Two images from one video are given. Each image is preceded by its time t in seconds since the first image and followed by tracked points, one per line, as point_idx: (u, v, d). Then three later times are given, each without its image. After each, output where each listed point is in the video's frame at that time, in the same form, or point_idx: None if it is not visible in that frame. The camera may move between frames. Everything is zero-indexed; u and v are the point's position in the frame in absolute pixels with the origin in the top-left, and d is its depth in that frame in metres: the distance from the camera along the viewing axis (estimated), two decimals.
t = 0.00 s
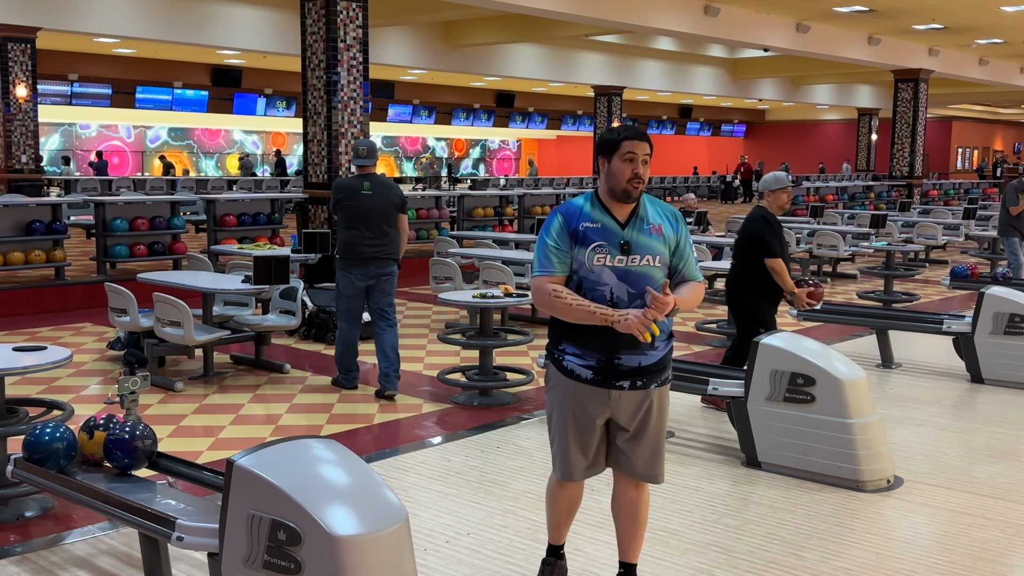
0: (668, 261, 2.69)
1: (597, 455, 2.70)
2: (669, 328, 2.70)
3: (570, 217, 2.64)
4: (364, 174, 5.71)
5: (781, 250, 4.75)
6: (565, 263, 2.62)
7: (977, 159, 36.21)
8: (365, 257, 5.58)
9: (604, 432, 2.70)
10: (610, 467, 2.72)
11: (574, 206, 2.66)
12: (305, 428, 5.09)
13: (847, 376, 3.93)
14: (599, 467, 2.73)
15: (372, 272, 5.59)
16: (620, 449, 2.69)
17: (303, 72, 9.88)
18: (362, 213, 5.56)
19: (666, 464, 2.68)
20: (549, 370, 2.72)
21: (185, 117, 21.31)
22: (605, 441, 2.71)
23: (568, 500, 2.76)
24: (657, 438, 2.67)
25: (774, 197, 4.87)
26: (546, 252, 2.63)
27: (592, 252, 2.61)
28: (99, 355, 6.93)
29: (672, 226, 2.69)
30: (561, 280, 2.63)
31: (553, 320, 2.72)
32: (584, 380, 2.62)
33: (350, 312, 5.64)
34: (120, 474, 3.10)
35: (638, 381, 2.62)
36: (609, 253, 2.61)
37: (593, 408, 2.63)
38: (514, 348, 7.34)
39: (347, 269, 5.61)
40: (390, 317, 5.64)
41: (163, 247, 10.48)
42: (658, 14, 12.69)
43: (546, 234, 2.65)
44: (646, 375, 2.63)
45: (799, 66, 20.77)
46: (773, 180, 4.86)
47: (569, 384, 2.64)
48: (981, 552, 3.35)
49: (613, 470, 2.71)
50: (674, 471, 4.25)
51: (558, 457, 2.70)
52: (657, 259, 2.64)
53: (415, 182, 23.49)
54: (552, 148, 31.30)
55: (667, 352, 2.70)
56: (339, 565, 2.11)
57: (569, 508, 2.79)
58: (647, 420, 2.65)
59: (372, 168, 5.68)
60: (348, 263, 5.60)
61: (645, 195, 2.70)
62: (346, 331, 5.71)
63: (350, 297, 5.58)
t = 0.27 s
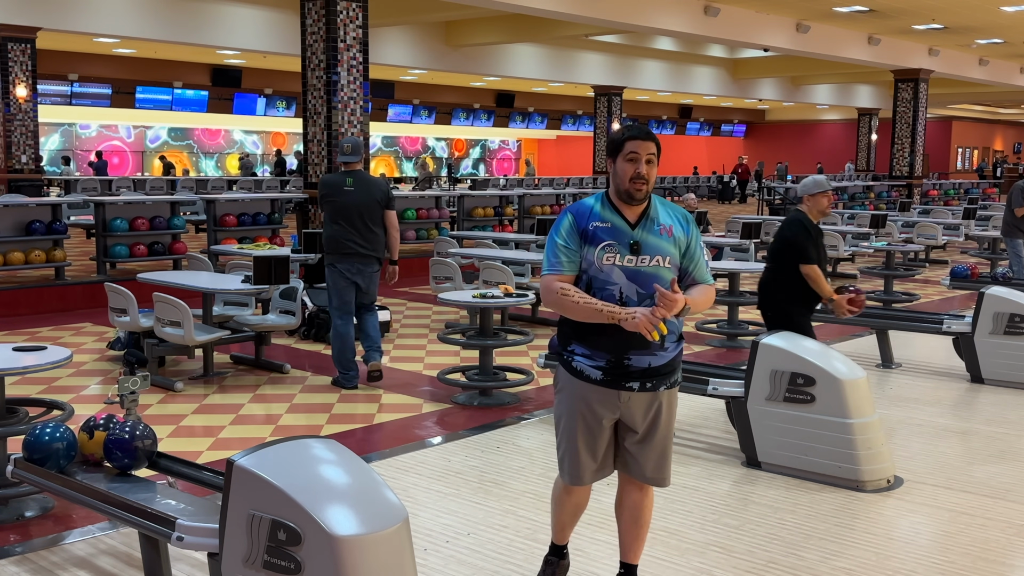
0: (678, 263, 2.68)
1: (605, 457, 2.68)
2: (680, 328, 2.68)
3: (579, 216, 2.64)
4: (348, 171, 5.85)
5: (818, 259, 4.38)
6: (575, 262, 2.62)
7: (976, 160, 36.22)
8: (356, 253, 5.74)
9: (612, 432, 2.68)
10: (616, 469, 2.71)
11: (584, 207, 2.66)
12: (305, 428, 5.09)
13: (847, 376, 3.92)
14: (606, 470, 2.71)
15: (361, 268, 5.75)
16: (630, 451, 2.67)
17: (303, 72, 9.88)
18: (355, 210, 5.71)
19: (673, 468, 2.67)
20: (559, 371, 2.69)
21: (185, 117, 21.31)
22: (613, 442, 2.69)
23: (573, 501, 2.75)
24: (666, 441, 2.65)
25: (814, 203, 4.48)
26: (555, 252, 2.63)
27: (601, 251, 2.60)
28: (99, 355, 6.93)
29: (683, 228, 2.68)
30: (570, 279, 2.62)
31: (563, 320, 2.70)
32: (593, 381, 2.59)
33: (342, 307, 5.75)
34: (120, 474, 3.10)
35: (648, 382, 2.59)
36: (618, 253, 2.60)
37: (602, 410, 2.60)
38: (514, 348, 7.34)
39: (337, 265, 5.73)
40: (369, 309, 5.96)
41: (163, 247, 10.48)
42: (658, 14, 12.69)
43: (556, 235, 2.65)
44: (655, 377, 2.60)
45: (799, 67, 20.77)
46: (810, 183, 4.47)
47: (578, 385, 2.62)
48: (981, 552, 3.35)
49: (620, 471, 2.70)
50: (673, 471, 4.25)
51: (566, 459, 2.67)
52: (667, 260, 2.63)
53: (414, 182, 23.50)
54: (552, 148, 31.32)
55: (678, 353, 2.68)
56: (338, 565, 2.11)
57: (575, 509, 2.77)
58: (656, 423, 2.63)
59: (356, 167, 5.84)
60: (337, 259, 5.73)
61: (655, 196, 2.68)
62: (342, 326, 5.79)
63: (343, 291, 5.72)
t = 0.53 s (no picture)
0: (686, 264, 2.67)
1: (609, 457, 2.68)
2: (687, 330, 2.67)
3: (587, 214, 2.64)
4: (339, 171, 5.88)
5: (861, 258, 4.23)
6: (583, 259, 2.62)
7: (976, 160, 36.22)
8: (349, 251, 5.81)
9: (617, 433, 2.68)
10: (620, 470, 2.70)
11: (593, 205, 2.66)
12: (305, 428, 5.09)
13: (847, 375, 3.92)
14: (611, 471, 2.71)
15: (355, 266, 5.82)
16: (633, 452, 2.66)
17: (303, 72, 9.87)
18: (348, 209, 5.76)
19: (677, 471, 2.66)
20: (564, 371, 2.69)
21: (185, 117, 21.31)
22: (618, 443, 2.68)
23: (578, 502, 2.75)
24: (670, 443, 2.64)
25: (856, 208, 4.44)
26: (563, 248, 2.64)
27: (608, 248, 2.60)
28: (99, 355, 6.93)
29: (691, 229, 2.68)
30: (577, 276, 2.62)
31: (569, 319, 2.69)
32: (598, 381, 2.59)
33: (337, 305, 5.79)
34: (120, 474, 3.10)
35: (653, 384, 2.58)
36: (625, 251, 2.59)
37: (606, 411, 2.60)
38: (514, 348, 7.34)
39: (330, 263, 5.80)
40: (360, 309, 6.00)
41: (163, 247, 10.48)
42: (658, 14, 12.69)
43: (564, 232, 2.65)
44: (660, 378, 2.59)
45: (799, 66, 20.77)
46: (853, 189, 4.42)
47: (582, 385, 2.62)
48: (981, 552, 3.35)
49: (624, 472, 2.69)
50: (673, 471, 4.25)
51: (570, 459, 2.67)
52: (674, 260, 2.62)
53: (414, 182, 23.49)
54: (552, 148, 31.33)
55: (684, 355, 2.66)
56: (338, 565, 2.11)
57: (579, 510, 2.77)
58: (661, 425, 2.62)
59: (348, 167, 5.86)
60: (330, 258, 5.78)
61: (665, 197, 2.68)
62: (341, 324, 5.80)
63: (339, 290, 5.76)
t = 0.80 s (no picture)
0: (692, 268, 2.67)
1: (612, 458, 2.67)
2: (689, 333, 2.66)
3: (593, 215, 2.64)
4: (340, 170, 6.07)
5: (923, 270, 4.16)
6: (587, 261, 2.62)
7: (976, 160, 36.21)
8: (347, 249, 5.97)
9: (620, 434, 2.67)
10: (623, 471, 2.70)
11: (599, 206, 2.66)
12: (305, 428, 5.09)
13: (848, 376, 3.92)
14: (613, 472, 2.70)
15: (354, 263, 5.98)
16: (636, 453, 2.66)
17: (303, 72, 9.87)
18: (347, 208, 5.92)
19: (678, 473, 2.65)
20: (567, 372, 2.69)
21: (185, 117, 21.31)
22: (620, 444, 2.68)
23: (579, 503, 2.74)
24: (672, 445, 2.64)
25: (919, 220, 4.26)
26: (568, 249, 2.63)
27: (613, 250, 2.60)
28: (99, 355, 6.92)
29: (698, 233, 2.67)
30: (581, 277, 2.62)
31: (572, 320, 2.69)
32: (601, 381, 2.58)
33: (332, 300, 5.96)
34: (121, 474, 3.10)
35: (656, 386, 2.58)
36: (630, 253, 2.59)
37: (609, 412, 2.59)
38: (514, 349, 7.34)
39: (329, 261, 5.95)
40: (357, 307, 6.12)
41: (163, 247, 10.48)
42: (658, 14, 12.69)
43: (570, 232, 2.65)
44: (663, 380, 2.58)
45: (799, 66, 20.77)
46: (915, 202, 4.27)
47: (585, 386, 2.61)
48: (981, 552, 3.35)
49: (626, 473, 2.69)
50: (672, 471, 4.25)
51: (572, 461, 2.67)
52: (680, 264, 2.62)
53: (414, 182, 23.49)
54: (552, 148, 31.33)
55: (687, 358, 2.65)
56: (339, 566, 2.11)
57: (581, 511, 2.76)
58: (663, 426, 2.62)
59: (347, 167, 6.04)
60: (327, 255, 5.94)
61: (672, 199, 2.67)
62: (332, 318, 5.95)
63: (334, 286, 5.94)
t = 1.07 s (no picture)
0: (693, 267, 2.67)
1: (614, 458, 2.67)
2: (691, 333, 2.66)
3: (595, 215, 2.64)
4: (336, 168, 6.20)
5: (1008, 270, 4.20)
6: (589, 261, 2.61)
7: (976, 159, 36.22)
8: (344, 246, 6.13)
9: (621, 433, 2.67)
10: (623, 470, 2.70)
11: (601, 206, 2.66)
12: (305, 428, 5.09)
13: (847, 376, 3.93)
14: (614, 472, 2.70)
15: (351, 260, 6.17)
16: (637, 453, 2.66)
17: (303, 72, 9.87)
18: (348, 206, 6.12)
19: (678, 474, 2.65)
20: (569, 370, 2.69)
21: (185, 117, 21.31)
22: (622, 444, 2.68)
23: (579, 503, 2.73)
24: (673, 445, 2.64)
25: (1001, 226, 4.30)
26: (569, 250, 2.63)
27: (614, 251, 2.60)
28: (99, 355, 6.92)
29: (699, 233, 2.67)
30: (582, 278, 2.62)
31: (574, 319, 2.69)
32: (603, 379, 2.58)
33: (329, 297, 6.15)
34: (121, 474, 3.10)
35: (657, 385, 2.57)
36: (632, 253, 2.59)
37: (610, 410, 2.59)
38: (514, 348, 7.34)
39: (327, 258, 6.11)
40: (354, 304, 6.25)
41: (163, 247, 10.48)
42: (658, 14, 12.69)
43: (571, 232, 2.65)
44: (664, 379, 2.58)
45: (799, 66, 20.76)
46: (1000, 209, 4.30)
47: (587, 385, 2.61)
48: (981, 552, 3.35)
49: (627, 472, 2.69)
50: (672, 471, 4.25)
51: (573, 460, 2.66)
52: (681, 263, 2.61)
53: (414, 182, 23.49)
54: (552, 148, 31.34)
55: (689, 358, 2.65)
56: (338, 566, 2.11)
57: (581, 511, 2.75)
58: (664, 426, 2.62)
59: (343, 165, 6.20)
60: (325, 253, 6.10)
61: (674, 199, 2.67)
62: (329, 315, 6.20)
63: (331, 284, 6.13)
